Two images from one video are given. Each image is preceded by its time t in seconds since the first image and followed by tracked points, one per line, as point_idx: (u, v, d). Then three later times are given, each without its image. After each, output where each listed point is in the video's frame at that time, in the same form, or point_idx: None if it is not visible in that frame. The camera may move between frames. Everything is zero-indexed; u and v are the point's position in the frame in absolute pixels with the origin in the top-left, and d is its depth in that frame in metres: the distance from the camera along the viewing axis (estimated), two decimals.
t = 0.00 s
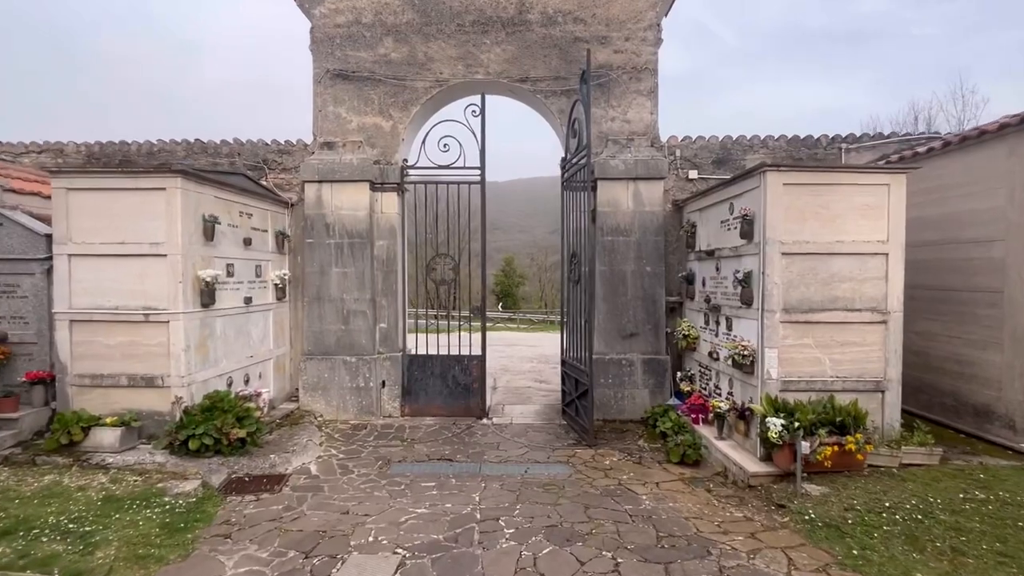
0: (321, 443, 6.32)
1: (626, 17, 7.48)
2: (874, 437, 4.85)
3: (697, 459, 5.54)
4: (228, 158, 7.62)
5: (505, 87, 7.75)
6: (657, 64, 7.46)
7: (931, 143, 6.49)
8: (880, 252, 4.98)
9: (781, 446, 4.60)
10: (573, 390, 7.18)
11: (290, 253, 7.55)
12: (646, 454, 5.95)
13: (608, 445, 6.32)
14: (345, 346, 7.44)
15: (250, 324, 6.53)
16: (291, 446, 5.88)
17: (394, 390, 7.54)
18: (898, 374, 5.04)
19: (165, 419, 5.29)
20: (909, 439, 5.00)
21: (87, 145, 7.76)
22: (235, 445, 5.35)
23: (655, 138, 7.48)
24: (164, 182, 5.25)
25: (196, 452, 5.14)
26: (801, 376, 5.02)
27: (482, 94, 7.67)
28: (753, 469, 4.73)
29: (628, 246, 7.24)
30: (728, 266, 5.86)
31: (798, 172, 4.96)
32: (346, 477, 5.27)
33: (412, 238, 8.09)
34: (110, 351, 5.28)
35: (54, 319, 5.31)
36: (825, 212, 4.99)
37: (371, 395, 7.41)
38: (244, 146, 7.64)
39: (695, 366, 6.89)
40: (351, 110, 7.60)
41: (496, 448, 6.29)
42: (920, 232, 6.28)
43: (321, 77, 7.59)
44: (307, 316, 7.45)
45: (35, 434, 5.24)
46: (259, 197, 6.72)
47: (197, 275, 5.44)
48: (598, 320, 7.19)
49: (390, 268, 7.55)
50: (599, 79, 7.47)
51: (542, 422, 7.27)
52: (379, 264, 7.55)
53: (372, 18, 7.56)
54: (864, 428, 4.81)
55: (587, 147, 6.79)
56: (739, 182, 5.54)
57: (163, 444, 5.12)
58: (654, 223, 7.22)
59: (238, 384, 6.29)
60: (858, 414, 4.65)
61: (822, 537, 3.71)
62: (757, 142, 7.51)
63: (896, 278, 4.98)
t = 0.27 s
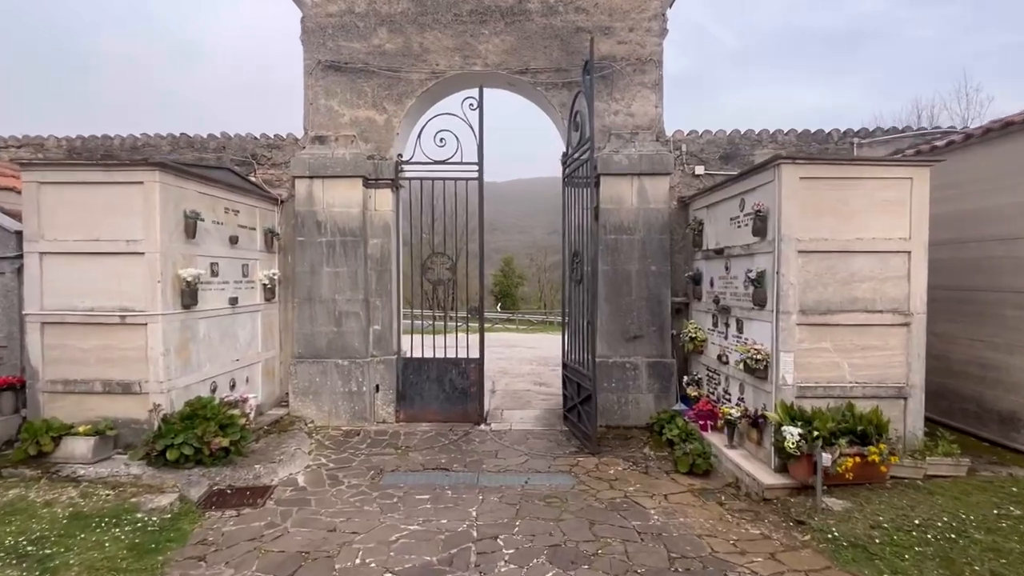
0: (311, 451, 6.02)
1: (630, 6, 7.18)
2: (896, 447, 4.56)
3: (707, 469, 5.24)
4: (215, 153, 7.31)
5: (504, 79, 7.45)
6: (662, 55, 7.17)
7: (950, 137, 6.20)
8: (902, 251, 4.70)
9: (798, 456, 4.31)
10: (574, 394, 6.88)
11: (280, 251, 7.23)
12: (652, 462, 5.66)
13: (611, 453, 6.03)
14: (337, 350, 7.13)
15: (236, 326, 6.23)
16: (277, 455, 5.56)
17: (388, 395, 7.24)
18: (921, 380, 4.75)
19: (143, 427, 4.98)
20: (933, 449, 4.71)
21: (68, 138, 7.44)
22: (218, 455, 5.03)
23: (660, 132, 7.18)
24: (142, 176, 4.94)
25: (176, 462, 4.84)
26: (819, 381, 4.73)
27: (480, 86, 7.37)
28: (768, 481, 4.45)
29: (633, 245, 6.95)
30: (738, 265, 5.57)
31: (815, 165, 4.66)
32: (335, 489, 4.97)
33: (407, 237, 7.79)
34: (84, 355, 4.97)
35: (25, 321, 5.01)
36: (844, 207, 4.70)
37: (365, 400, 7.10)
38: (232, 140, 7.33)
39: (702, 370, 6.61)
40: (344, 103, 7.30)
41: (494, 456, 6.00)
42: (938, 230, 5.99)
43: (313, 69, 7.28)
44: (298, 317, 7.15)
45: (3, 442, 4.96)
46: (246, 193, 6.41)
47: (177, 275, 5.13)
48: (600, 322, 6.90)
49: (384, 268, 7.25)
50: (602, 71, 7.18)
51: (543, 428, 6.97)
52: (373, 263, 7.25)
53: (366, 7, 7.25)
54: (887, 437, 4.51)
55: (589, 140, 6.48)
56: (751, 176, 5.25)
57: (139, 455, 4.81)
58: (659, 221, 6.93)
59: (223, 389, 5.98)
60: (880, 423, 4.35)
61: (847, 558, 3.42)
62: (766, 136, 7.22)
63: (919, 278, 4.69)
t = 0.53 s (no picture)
0: (300, 458, 5.69)
1: None
2: (926, 455, 4.25)
3: (720, 477, 4.93)
4: (202, 145, 6.98)
5: (504, 68, 7.13)
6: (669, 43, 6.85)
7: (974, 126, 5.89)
8: (930, 245, 4.39)
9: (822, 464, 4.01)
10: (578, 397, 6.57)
11: (269, 248, 6.90)
12: (661, 470, 5.35)
13: (618, 459, 5.72)
14: (329, 351, 6.81)
15: (221, 325, 5.90)
16: (264, 462, 5.23)
17: (383, 398, 6.92)
18: (951, 383, 4.44)
19: (118, 434, 4.66)
20: (964, 457, 4.40)
21: (47, 129, 7.11)
22: (198, 464, 4.71)
23: (667, 123, 6.87)
24: (117, 165, 4.60)
25: (154, 472, 4.52)
26: (842, 384, 4.42)
27: (479, 75, 7.05)
28: (790, 492, 4.15)
29: (639, 241, 6.64)
30: (753, 260, 5.26)
31: (838, 152, 4.35)
32: (324, 500, 4.65)
33: (402, 233, 7.47)
34: (55, 357, 4.64)
35: None
36: (868, 198, 4.39)
37: (358, 404, 6.78)
38: (219, 132, 7.00)
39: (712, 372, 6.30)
40: (336, 93, 6.98)
41: (494, 463, 5.68)
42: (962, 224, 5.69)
43: (304, 57, 6.95)
44: (288, 316, 6.83)
45: None
46: (232, 185, 6.08)
47: (156, 271, 4.80)
48: (605, 321, 6.58)
49: (379, 265, 6.94)
50: (606, 59, 6.86)
51: (544, 433, 6.65)
52: (367, 260, 6.94)
53: None
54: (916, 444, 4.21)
55: (594, 130, 6.17)
56: (769, 165, 4.94)
57: (112, 463, 4.47)
58: (666, 216, 6.62)
59: (207, 392, 5.65)
60: (910, 429, 4.04)
61: None
62: (778, 127, 6.91)
63: (949, 274, 4.39)
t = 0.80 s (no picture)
0: (288, 466, 5.36)
1: None
2: (962, 464, 3.94)
3: (737, 487, 4.61)
4: (187, 135, 6.64)
5: (504, 55, 6.80)
6: (678, 28, 6.53)
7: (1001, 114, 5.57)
8: (966, 238, 4.07)
9: (851, 474, 3.71)
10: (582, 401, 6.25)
11: (258, 243, 6.57)
12: (673, 478, 5.03)
13: (625, 467, 5.40)
14: (320, 352, 6.47)
15: (205, 326, 5.57)
16: (248, 471, 4.89)
17: (377, 401, 6.59)
18: (986, 387, 4.13)
19: (90, 443, 4.33)
20: (1001, 466, 4.09)
21: (23, 119, 6.76)
22: (177, 474, 4.38)
23: (675, 113, 6.55)
24: (88, 152, 4.27)
25: (131, 484, 4.20)
26: (869, 389, 4.11)
27: (477, 62, 6.71)
28: (815, 505, 3.84)
29: (646, 236, 6.32)
30: (770, 255, 4.95)
31: (866, 138, 4.04)
32: (313, 513, 4.33)
33: (398, 228, 7.13)
34: (20, 359, 4.30)
35: None
36: (898, 187, 4.08)
37: (351, 407, 6.45)
38: (205, 121, 6.65)
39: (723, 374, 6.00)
40: (328, 81, 6.64)
41: (494, 472, 5.36)
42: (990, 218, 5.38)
43: (294, 43, 6.62)
44: (277, 316, 6.49)
45: None
46: (217, 177, 5.75)
47: (131, 267, 4.47)
48: (611, 321, 6.27)
49: (373, 262, 6.62)
50: (612, 46, 6.54)
51: (547, 438, 6.33)
52: (361, 256, 6.61)
53: None
54: (952, 453, 3.89)
55: (600, 119, 5.84)
56: (789, 154, 4.62)
57: (83, 474, 4.13)
58: (674, 210, 6.31)
59: (190, 396, 5.32)
60: (947, 437, 3.73)
61: None
62: (792, 117, 6.59)
63: (985, 269, 4.07)
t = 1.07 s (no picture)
0: (275, 474, 5.04)
1: None
2: (1002, 475, 3.62)
3: (755, 497, 4.30)
4: (169, 124, 6.30)
5: (504, 40, 6.46)
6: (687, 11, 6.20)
7: None
8: (1005, 229, 3.75)
9: (885, 486, 3.41)
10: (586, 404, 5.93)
11: (245, 238, 6.24)
12: (684, 487, 4.72)
13: (633, 474, 5.08)
14: (311, 352, 6.15)
15: (186, 324, 5.24)
16: (229, 480, 4.57)
17: (370, 404, 6.27)
18: None
19: (55, 451, 4.01)
20: None
21: None
22: (150, 484, 4.08)
23: (684, 100, 6.22)
24: (54, 136, 3.94)
25: (101, 496, 3.89)
26: (900, 392, 3.79)
27: (476, 46, 6.37)
28: (843, 520, 3.54)
29: (654, 230, 6.00)
30: (789, 249, 4.63)
31: (897, 120, 3.72)
32: (297, 526, 4.01)
33: (392, 222, 6.80)
34: None
35: None
36: (932, 174, 3.76)
37: (343, 410, 6.13)
38: (189, 109, 6.32)
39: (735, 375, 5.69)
40: (319, 66, 6.31)
41: (494, 480, 5.04)
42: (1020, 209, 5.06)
43: (282, 26, 6.28)
44: (265, 314, 6.16)
45: None
46: (200, 166, 5.42)
47: (101, 261, 4.14)
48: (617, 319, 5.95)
49: (366, 256, 6.29)
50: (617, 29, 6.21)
51: (549, 442, 6.01)
52: (353, 251, 6.28)
53: None
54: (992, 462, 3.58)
55: (606, 105, 5.50)
56: (810, 139, 4.29)
57: (46, 486, 3.85)
58: (684, 202, 5.98)
59: (169, 399, 4.99)
60: (989, 445, 3.42)
61: None
62: (807, 105, 6.26)
63: None
